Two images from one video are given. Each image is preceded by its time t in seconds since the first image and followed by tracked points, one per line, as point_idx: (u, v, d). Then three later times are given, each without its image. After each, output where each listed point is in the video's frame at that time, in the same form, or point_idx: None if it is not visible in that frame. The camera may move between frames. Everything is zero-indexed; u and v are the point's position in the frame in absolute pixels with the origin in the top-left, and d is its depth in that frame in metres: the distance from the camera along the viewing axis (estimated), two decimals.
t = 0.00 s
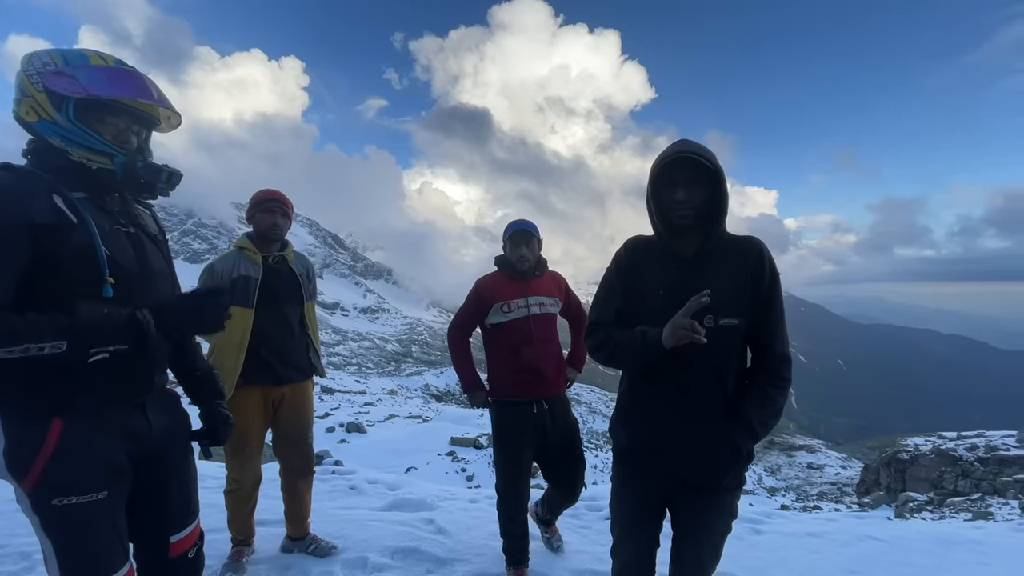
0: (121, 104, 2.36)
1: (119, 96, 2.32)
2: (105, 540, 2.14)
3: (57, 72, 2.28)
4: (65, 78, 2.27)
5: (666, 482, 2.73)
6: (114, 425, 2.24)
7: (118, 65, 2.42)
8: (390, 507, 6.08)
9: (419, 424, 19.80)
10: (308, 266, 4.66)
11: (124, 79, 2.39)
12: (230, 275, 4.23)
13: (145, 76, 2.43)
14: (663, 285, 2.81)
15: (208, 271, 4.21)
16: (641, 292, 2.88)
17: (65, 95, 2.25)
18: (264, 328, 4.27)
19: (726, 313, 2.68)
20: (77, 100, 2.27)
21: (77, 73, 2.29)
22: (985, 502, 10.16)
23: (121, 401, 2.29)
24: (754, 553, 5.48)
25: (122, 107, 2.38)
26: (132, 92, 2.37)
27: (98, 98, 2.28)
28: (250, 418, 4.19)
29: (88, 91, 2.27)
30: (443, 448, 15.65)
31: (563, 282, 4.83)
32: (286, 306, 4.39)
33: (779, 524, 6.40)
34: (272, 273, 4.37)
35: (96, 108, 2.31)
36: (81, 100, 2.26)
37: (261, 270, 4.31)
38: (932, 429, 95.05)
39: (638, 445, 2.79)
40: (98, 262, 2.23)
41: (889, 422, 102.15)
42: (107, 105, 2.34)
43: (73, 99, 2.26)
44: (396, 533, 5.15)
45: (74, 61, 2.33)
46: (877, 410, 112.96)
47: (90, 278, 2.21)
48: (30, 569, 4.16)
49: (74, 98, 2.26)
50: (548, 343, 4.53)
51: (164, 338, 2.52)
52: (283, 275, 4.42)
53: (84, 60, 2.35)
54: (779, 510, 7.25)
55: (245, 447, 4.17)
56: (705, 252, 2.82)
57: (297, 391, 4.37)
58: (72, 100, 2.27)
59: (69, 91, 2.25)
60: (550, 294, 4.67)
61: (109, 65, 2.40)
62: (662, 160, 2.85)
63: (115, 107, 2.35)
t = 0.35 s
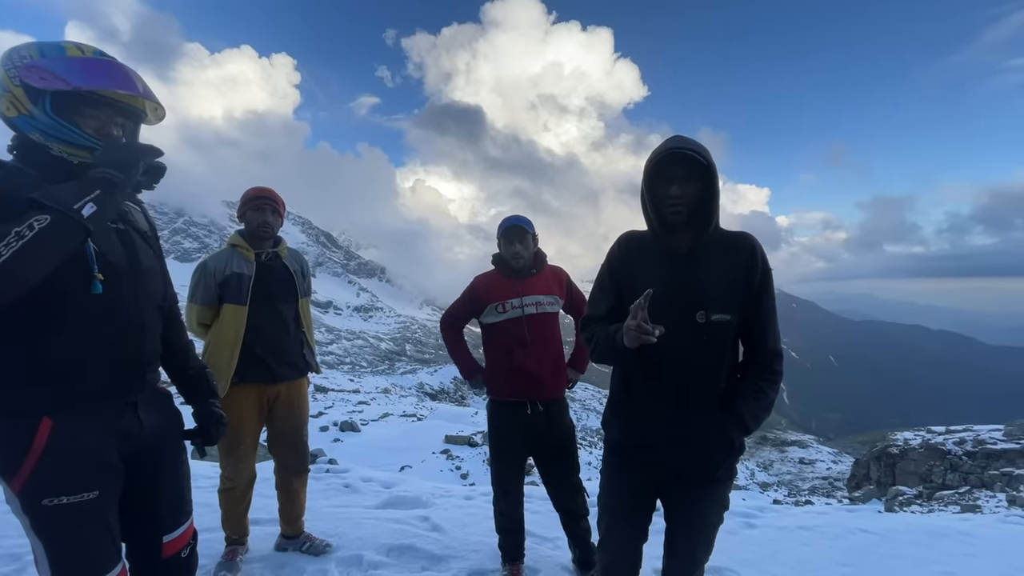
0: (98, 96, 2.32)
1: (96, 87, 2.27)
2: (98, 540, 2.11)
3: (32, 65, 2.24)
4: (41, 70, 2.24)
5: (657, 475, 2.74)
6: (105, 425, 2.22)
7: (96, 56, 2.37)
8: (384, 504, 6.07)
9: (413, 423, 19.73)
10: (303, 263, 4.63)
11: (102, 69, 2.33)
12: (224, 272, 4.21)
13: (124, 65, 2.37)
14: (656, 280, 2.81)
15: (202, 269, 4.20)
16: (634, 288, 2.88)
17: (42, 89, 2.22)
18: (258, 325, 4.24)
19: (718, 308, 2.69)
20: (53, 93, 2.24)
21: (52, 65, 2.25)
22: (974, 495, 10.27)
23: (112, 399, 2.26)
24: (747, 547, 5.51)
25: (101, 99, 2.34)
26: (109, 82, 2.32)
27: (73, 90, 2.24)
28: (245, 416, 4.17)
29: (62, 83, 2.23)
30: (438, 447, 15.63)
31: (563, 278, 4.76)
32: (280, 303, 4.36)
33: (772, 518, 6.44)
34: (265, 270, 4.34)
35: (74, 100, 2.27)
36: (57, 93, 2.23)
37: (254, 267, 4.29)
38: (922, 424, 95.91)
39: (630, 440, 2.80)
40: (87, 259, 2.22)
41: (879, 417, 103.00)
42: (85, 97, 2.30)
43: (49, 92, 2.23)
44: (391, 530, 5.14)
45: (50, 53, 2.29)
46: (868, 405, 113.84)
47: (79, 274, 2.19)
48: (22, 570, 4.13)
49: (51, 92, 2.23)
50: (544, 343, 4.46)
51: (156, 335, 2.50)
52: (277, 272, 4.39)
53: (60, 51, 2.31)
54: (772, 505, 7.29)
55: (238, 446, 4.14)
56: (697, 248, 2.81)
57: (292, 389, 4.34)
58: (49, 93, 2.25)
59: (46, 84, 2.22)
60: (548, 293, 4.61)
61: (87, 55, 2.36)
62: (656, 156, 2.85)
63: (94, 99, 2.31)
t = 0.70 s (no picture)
0: (88, 88, 2.31)
1: (86, 79, 2.27)
2: (98, 535, 2.12)
3: (22, 60, 2.25)
4: (30, 64, 2.24)
5: (651, 470, 2.77)
6: (106, 421, 2.22)
7: (86, 49, 2.37)
8: (383, 501, 6.09)
9: (412, 421, 19.74)
10: (301, 260, 4.62)
11: (92, 61, 2.33)
12: (223, 269, 4.21)
13: (115, 57, 2.36)
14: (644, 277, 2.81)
15: (201, 265, 4.20)
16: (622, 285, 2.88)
17: (32, 84, 2.22)
18: (258, 322, 4.25)
19: (704, 302, 2.72)
20: (43, 87, 2.24)
21: (41, 59, 2.26)
22: (968, 491, 10.34)
23: (111, 396, 2.26)
24: (744, 542, 5.54)
25: (92, 92, 2.33)
26: (97, 74, 2.31)
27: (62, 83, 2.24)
28: (245, 413, 4.17)
29: (48, 75, 2.23)
30: (436, 444, 15.64)
31: (577, 278, 4.72)
32: (280, 300, 4.37)
33: (769, 514, 6.48)
34: (264, 267, 4.34)
35: (64, 95, 2.27)
36: (46, 88, 2.23)
37: (254, 264, 4.28)
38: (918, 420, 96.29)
39: (623, 436, 2.81)
40: (87, 256, 2.23)
41: (876, 414, 103.38)
42: (75, 90, 2.29)
43: (39, 86, 2.23)
44: (390, 527, 5.16)
45: (39, 47, 2.29)
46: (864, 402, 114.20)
47: (79, 271, 2.21)
48: (20, 568, 4.13)
49: (40, 86, 2.23)
50: (554, 343, 4.42)
51: (155, 332, 2.50)
52: (276, 269, 4.39)
53: (49, 45, 2.30)
54: (769, 501, 7.33)
55: (238, 443, 4.14)
56: (683, 243, 2.83)
57: (292, 386, 4.35)
58: (39, 87, 2.24)
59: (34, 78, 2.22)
60: (560, 292, 4.57)
61: (76, 48, 2.35)
62: (641, 154, 2.87)
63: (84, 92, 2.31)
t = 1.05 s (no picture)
0: (86, 84, 2.30)
1: (82, 75, 2.25)
2: (103, 531, 2.13)
3: (19, 56, 2.24)
4: (28, 60, 2.23)
5: (640, 465, 2.78)
6: (109, 418, 2.22)
7: (83, 44, 2.35)
8: (384, 497, 6.10)
9: (413, 417, 19.77)
10: (304, 258, 4.62)
11: (89, 57, 2.31)
12: (224, 266, 4.21)
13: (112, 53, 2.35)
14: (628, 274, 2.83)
15: (203, 262, 4.21)
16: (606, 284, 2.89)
17: (29, 79, 2.21)
18: (260, 319, 4.25)
19: (687, 297, 2.75)
20: (41, 83, 2.23)
21: (40, 55, 2.25)
22: (968, 488, 10.35)
23: (114, 393, 2.27)
24: (745, 539, 5.56)
25: (90, 88, 2.32)
26: (94, 69, 2.29)
27: (60, 79, 2.23)
28: (248, 410, 4.19)
29: (49, 73, 2.21)
30: (437, 441, 15.66)
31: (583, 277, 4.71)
32: (282, 298, 4.37)
33: (769, 511, 6.49)
34: (266, 264, 4.34)
35: (62, 90, 2.26)
36: (44, 84, 2.22)
37: (255, 261, 4.29)
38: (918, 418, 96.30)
39: (612, 433, 2.81)
40: (90, 253, 2.23)
41: (876, 412, 103.40)
42: (73, 86, 2.28)
43: (37, 82, 2.23)
44: (392, 523, 5.17)
45: (38, 42, 2.29)
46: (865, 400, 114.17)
47: (82, 267, 2.21)
48: (25, 563, 4.15)
49: (38, 82, 2.23)
50: (557, 341, 4.42)
51: (158, 328, 2.50)
52: (278, 266, 4.39)
53: (47, 40, 2.30)
54: (769, 497, 7.34)
55: (242, 440, 4.16)
56: (665, 241, 2.86)
57: (295, 384, 4.36)
58: (37, 83, 2.24)
59: (32, 74, 2.21)
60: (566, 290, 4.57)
61: (75, 43, 2.34)
62: (622, 155, 2.88)
63: (82, 88, 2.30)
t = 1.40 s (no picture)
0: (91, 78, 2.29)
1: (87, 69, 2.25)
2: (110, 522, 2.14)
3: (24, 50, 2.23)
4: (32, 53, 2.22)
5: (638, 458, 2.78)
6: (114, 410, 2.23)
7: (88, 38, 2.35)
8: (388, 490, 6.13)
9: (416, 410, 19.83)
10: (308, 252, 4.62)
11: (93, 50, 2.31)
12: (228, 260, 4.21)
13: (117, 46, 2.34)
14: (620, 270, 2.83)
15: (207, 256, 4.21)
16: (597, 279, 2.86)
17: (34, 73, 2.21)
18: (264, 313, 4.26)
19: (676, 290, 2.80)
20: (46, 76, 2.23)
21: (45, 49, 2.24)
22: (971, 485, 10.33)
23: (119, 385, 2.27)
24: (747, 534, 5.56)
25: (94, 82, 2.31)
26: (99, 63, 2.28)
27: (64, 73, 2.22)
28: (253, 403, 4.20)
29: (55, 66, 2.21)
30: (440, 434, 15.71)
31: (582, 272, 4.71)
32: (286, 292, 4.37)
33: (772, 506, 6.49)
34: (271, 258, 4.34)
35: (67, 84, 2.26)
36: (49, 77, 2.21)
37: (259, 255, 4.29)
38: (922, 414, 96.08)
39: (610, 428, 2.79)
40: (95, 245, 2.23)
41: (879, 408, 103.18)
42: (77, 80, 2.28)
43: (42, 76, 2.22)
44: (396, 515, 5.19)
45: (42, 36, 2.28)
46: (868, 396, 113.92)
47: (88, 260, 2.21)
48: (34, 552, 4.19)
49: (43, 75, 2.22)
50: (558, 335, 4.42)
51: (163, 322, 2.51)
52: (282, 260, 4.39)
53: (52, 34, 2.29)
54: (771, 493, 7.34)
55: (246, 432, 4.17)
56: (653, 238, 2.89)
57: (298, 377, 4.37)
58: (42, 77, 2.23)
59: (36, 68, 2.20)
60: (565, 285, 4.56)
61: (79, 37, 2.33)
62: (609, 153, 2.88)
63: (87, 82, 2.29)
